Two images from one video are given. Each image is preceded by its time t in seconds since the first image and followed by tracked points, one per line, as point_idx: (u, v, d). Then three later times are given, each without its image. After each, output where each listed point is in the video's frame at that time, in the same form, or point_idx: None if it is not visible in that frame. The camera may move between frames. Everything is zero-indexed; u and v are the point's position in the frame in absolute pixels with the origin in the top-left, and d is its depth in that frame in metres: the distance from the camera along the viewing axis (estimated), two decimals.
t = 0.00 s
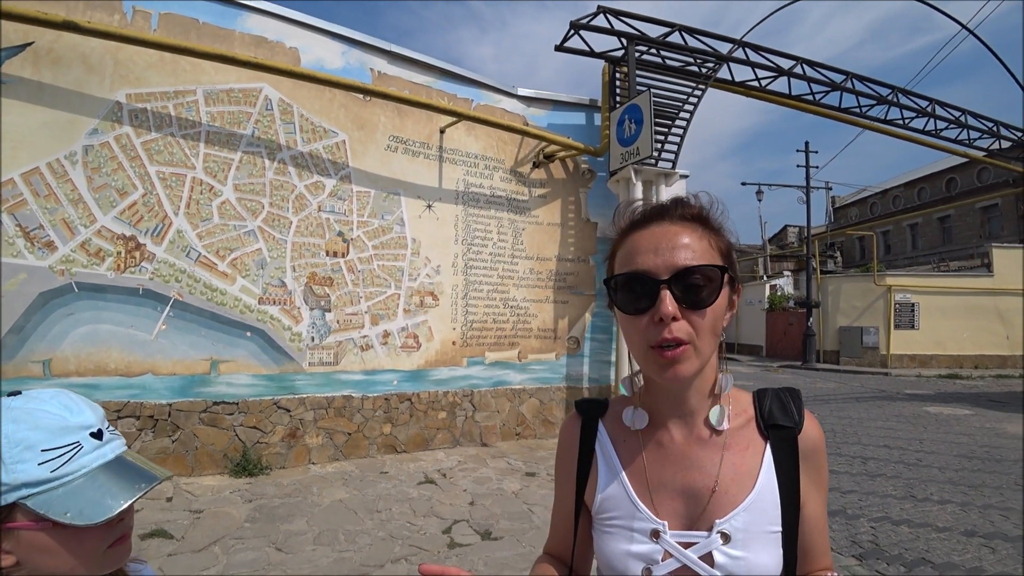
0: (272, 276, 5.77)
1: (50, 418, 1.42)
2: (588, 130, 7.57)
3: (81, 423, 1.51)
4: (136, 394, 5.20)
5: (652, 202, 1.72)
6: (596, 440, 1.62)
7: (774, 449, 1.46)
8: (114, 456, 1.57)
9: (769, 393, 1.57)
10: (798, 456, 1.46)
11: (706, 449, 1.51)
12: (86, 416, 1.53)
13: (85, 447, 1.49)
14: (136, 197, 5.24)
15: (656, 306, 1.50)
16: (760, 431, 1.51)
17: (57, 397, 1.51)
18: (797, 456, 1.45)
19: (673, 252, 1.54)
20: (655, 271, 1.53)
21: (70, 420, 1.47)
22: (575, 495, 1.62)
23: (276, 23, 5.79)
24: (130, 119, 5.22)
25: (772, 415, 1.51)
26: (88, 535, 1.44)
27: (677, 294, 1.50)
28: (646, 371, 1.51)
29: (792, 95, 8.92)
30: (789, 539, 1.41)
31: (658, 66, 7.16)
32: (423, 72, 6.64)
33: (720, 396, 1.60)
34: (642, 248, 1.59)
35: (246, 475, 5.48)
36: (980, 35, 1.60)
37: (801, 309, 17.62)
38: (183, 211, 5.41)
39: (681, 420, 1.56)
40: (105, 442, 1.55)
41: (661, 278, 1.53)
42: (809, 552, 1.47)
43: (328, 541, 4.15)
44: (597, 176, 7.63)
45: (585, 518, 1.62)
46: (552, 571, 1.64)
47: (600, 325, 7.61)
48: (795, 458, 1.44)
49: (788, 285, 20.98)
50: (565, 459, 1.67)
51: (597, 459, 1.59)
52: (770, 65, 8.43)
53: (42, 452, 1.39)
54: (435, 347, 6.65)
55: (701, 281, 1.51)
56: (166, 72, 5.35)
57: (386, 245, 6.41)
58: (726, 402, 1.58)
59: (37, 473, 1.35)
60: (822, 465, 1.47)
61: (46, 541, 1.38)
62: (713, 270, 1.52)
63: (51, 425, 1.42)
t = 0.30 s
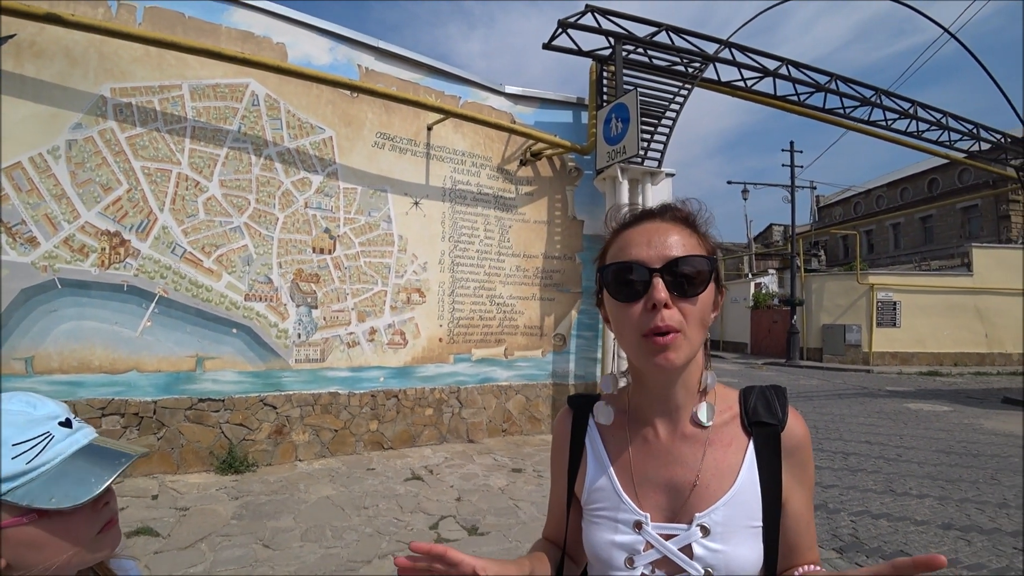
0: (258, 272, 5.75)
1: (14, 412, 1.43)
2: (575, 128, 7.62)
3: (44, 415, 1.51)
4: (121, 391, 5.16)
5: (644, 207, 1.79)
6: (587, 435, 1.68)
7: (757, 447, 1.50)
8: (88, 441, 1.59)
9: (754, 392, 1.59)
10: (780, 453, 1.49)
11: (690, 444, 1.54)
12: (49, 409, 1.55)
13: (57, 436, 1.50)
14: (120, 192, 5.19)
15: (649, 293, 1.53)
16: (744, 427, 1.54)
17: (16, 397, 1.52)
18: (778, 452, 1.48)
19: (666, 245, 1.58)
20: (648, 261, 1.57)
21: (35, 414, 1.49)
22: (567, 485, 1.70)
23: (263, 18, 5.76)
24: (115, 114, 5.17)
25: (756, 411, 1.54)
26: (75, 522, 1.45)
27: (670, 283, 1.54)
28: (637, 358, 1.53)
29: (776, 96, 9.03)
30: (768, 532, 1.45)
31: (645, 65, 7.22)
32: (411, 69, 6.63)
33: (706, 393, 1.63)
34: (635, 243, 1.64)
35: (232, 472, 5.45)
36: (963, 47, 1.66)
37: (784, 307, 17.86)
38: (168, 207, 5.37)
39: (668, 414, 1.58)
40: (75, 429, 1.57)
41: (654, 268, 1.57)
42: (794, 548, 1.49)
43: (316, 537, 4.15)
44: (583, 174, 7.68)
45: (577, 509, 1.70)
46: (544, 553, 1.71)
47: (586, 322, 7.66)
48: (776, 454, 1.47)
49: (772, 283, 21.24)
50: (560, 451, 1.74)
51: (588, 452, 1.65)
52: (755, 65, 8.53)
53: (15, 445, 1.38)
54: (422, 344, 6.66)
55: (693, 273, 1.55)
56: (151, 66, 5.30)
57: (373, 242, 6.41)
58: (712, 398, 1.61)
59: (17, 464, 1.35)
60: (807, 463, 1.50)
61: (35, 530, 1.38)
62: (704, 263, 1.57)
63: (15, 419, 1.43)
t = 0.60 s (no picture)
0: (246, 269, 5.72)
1: None
2: (564, 125, 7.64)
3: (15, 415, 1.48)
4: (108, 389, 5.12)
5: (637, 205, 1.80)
6: (580, 428, 1.70)
7: (747, 446, 1.51)
8: (65, 442, 1.56)
9: (747, 389, 1.60)
10: (771, 451, 1.50)
11: (679, 442, 1.56)
12: (22, 409, 1.53)
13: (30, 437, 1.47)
14: (107, 188, 5.14)
15: (635, 289, 1.55)
16: (734, 425, 1.55)
17: None
18: (768, 451, 1.49)
19: (654, 241, 1.60)
20: (636, 257, 1.58)
21: (7, 414, 1.46)
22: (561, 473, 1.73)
23: (251, 13, 5.71)
24: (101, 108, 5.11)
25: (747, 410, 1.54)
26: (53, 528, 1.43)
27: (657, 280, 1.56)
28: (624, 353, 1.55)
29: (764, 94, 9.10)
30: (757, 530, 1.47)
31: (634, 63, 7.25)
32: (400, 65, 6.61)
33: (698, 391, 1.64)
34: (624, 240, 1.66)
35: (221, 469, 5.43)
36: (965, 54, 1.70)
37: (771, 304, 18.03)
38: (155, 203, 5.33)
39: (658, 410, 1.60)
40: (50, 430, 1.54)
41: (641, 264, 1.58)
42: (781, 542, 1.53)
43: (306, 534, 4.16)
44: (572, 171, 7.70)
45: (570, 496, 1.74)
46: (537, 539, 1.75)
47: (575, 319, 7.70)
48: (766, 453, 1.48)
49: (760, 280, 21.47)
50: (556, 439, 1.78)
51: (581, 445, 1.68)
52: (743, 64, 8.60)
53: None
54: (411, 341, 6.66)
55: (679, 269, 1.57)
56: (138, 60, 5.25)
57: (362, 239, 6.40)
58: (704, 395, 1.62)
59: None
60: (797, 463, 1.50)
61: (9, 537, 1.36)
62: (691, 260, 1.58)
63: None
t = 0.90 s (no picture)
0: (243, 264, 5.71)
1: None
2: (561, 121, 7.64)
3: None
4: (104, 384, 5.11)
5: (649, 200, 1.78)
6: (587, 425, 1.71)
7: (753, 445, 1.52)
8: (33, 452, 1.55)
9: (755, 388, 1.61)
10: (778, 451, 1.51)
11: (688, 441, 1.57)
12: None
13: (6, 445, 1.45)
14: (102, 182, 5.12)
15: (647, 297, 1.56)
16: (742, 424, 1.57)
17: None
18: (775, 451, 1.50)
19: (667, 245, 1.60)
20: (648, 264, 1.59)
21: None
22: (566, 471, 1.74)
23: (247, 8, 5.69)
24: (96, 103, 5.09)
25: (756, 410, 1.55)
26: (28, 546, 1.41)
27: (668, 286, 1.57)
28: (636, 360, 1.58)
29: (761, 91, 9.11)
30: (762, 529, 1.49)
31: (632, 59, 7.25)
32: (397, 60, 6.60)
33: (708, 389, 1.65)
34: (636, 242, 1.66)
35: (218, 465, 5.43)
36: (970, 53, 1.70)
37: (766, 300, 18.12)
38: (151, 197, 5.30)
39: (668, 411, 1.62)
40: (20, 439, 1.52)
41: (654, 270, 1.59)
42: (787, 542, 1.54)
43: (303, 530, 4.16)
44: (569, 167, 7.70)
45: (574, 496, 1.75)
46: (544, 542, 1.75)
47: (571, 315, 7.72)
48: (774, 453, 1.50)
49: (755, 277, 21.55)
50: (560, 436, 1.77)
51: (587, 442, 1.69)
52: (740, 61, 8.61)
53: None
54: (407, 337, 6.67)
55: (691, 275, 1.58)
56: (133, 54, 5.22)
57: (358, 234, 6.39)
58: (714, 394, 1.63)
59: None
60: (805, 463, 1.51)
61: None
62: (703, 265, 1.58)
63: None
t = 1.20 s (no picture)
0: (249, 260, 5.73)
1: None
2: (567, 121, 7.63)
3: None
4: (110, 378, 5.13)
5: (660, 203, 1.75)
6: (598, 424, 1.68)
7: (764, 445, 1.53)
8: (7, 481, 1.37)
9: (763, 390, 1.62)
10: (787, 450, 1.53)
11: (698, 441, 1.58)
12: None
13: None
14: (110, 177, 5.14)
15: (656, 310, 1.57)
16: (751, 424, 1.58)
17: None
18: (784, 451, 1.52)
19: (676, 257, 1.60)
20: (657, 276, 1.59)
21: None
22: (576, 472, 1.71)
23: (255, 4, 5.70)
24: (105, 98, 5.10)
25: (765, 411, 1.57)
26: None
27: (678, 298, 1.57)
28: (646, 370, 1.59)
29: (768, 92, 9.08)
30: (771, 528, 1.50)
31: (639, 59, 7.23)
32: (404, 58, 6.60)
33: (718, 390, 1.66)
34: (646, 252, 1.65)
35: (222, 460, 5.45)
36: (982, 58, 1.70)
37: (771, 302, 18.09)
38: (159, 193, 5.32)
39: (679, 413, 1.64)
40: None
41: (663, 282, 1.59)
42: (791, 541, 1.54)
43: (307, 525, 4.18)
44: (575, 167, 7.70)
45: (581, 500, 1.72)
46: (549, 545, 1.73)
47: (575, 315, 7.72)
48: (784, 452, 1.51)
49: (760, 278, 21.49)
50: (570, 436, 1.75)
51: (598, 442, 1.67)
52: (747, 62, 8.58)
53: None
54: (412, 334, 6.68)
55: (701, 287, 1.57)
56: (142, 50, 5.24)
57: (364, 232, 6.40)
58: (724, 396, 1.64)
59: None
60: (811, 461, 1.54)
61: None
62: (713, 277, 1.58)
63: None
